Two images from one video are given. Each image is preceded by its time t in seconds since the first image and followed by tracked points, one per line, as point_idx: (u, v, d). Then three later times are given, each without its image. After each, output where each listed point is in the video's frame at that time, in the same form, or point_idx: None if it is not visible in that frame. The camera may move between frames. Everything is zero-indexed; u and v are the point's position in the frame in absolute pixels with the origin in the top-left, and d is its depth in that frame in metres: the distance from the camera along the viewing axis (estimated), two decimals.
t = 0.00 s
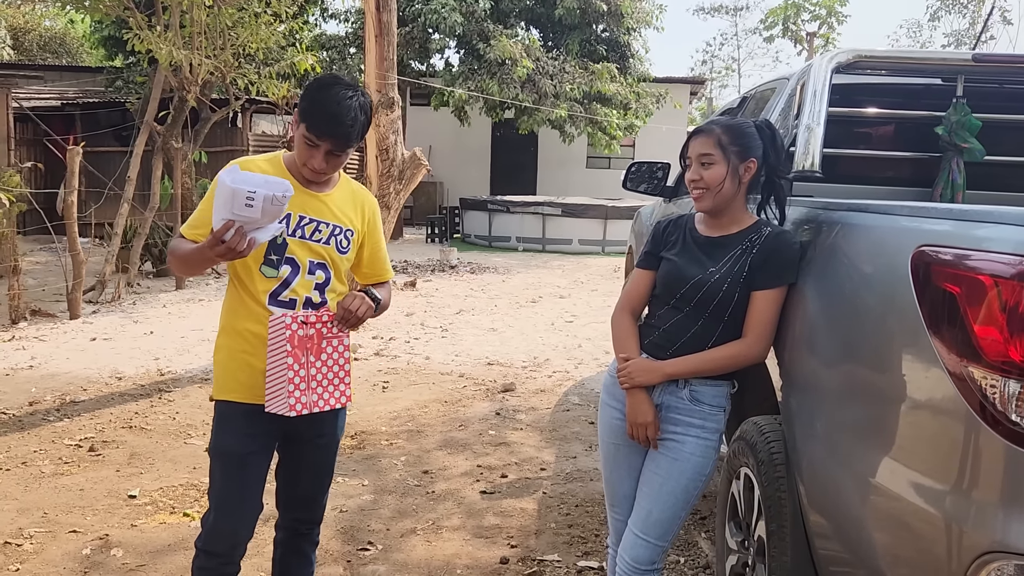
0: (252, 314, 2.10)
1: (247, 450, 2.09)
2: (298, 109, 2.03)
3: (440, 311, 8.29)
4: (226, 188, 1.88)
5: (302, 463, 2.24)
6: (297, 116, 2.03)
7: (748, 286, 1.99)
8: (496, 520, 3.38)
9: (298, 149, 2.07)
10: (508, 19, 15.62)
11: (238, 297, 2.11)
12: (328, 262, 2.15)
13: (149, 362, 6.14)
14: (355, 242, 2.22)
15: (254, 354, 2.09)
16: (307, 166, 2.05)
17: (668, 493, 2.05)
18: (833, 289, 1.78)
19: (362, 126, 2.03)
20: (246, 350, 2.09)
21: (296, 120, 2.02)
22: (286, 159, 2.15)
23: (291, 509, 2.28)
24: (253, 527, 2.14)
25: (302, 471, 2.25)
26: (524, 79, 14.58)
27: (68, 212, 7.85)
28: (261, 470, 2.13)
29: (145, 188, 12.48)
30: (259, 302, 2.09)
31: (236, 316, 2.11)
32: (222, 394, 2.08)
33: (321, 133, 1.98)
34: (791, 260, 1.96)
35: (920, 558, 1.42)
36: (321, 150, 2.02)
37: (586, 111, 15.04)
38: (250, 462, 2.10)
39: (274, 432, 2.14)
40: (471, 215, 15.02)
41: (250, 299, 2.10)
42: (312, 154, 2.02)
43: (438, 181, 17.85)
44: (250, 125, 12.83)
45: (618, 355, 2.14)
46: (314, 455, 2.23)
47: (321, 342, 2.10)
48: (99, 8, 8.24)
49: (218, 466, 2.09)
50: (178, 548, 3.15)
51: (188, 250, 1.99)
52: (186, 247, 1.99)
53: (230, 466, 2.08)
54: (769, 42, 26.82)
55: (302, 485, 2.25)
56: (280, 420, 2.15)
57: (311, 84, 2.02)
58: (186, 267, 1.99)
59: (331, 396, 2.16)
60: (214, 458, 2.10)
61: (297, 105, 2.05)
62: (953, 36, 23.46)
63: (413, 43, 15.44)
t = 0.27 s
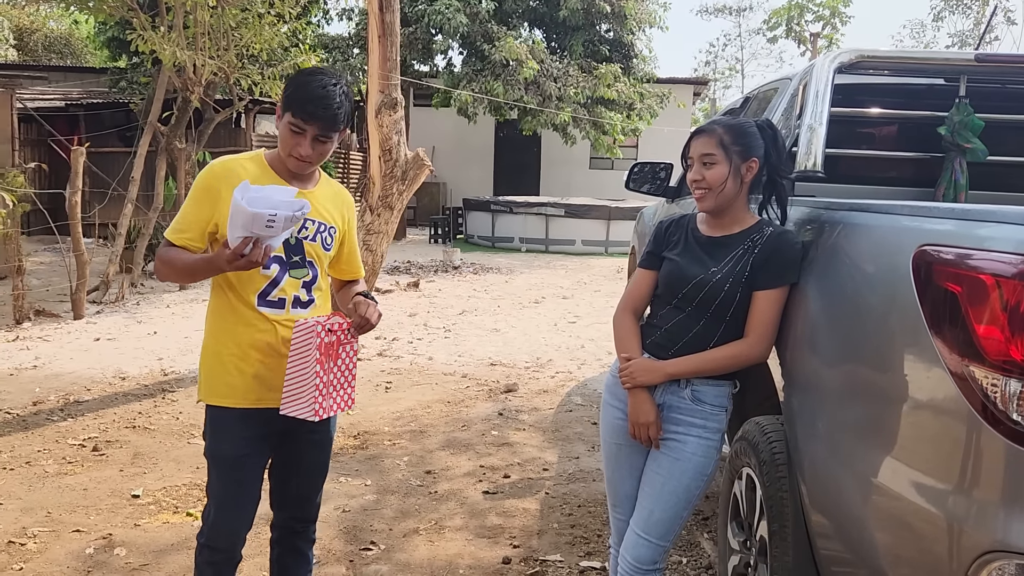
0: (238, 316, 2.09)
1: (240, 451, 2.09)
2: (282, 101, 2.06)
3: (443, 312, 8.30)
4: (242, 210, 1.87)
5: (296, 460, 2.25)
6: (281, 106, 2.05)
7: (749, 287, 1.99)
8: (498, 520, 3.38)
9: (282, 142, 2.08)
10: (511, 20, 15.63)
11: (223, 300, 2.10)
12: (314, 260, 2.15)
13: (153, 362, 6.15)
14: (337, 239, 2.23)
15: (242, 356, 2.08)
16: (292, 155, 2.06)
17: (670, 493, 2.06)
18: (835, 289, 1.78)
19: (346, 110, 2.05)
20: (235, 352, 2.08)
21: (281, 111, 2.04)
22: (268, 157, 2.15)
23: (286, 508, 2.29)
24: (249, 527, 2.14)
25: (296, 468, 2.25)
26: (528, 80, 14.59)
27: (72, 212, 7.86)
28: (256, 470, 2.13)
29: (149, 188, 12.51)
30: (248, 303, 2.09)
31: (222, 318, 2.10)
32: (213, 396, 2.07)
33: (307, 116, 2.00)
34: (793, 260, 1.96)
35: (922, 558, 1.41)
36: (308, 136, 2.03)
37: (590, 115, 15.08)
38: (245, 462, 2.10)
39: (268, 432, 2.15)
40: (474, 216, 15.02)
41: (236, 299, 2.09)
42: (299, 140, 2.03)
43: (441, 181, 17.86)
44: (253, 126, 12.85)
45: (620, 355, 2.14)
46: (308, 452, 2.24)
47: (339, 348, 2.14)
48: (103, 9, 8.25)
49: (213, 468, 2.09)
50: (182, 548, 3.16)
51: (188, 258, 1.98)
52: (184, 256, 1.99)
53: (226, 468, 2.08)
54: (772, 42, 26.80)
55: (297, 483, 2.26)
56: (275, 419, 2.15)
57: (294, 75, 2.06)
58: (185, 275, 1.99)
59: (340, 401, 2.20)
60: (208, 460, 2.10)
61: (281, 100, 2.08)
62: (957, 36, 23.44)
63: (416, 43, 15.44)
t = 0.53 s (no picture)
0: (226, 316, 2.11)
1: (230, 447, 2.11)
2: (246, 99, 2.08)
3: (445, 312, 8.31)
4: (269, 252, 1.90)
5: (286, 453, 2.27)
6: (247, 104, 2.07)
7: (751, 288, 2.00)
8: (500, 520, 3.39)
9: (254, 138, 2.09)
10: (512, 21, 15.65)
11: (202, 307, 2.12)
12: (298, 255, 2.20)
13: (155, 362, 6.16)
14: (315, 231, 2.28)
15: (229, 355, 2.10)
16: (270, 149, 2.08)
17: (672, 493, 2.06)
18: (836, 290, 1.79)
19: (312, 94, 2.09)
20: (222, 351, 2.10)
21: (248, 109, 2.06)
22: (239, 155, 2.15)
23: (279, 506, 2.29)
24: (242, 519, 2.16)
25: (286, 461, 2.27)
26: (532, 82, 14.62)
27: (75, 213, 7.87)
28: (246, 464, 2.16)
29: (152, 189, 12.54)
30: (240, 302, 2.11)
31: (204, 320, 2.11)
32: (201, 397, 2.09)
33: (278, 106, 2.03)
34: (794, 261, 1.97)
35: (922, 558, 1.42)
36: (283, 127, 2.06)
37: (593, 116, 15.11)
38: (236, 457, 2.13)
39: (256, 425, 2.17)
40: (476, 216, 15.03)
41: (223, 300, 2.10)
42: (275, 133, 2.06)
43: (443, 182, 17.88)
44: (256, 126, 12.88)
45: (621, 355, 2.15)
46: (297, 443, 2.26)
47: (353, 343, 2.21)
48: (106, 10, 8.26)
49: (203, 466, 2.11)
50: (184, 548, 3.16)
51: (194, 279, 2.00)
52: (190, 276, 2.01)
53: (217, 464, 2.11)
54: (775, 43, 26.79)
55: (288, 477, 2.27)
56: (263, 412, 2.17)
57: (251, 71, 2.08)
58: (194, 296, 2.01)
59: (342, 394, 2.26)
60: (199, 459, 2.12)
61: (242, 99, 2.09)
62: (960, 36, 23.48)
63: (418, 44, 15.47)
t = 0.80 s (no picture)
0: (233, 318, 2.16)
1: (238, 439, 2.16)
2: (234, 109, 2.11)
3: (445, 312, 8.32)
4: (301, 276, 2.00)
5: (299, 441, 2.31)
6: (237, 113, 2.11)
7: (751, 288, 2.01)
8: (501, 520, 3.39)
9: (248, 144, 2.14)
10: (512, 21, 15.65)
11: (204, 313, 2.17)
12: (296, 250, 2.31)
13: (155, 363, 6.17)
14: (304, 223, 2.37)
15: (234, 354, 2.15)
16: (270, 152, 2.14)
17: (672, 493, 2.07)
18: (836, 290, 1.79)
19: (301, 92, 2.16)
20: (226, 352, 2.16)
21: (240, 117, 2.10)
22: (230, 158, 2.19)
23: (311, 491, 2.32)
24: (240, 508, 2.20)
25: (300, 451, 2.31)
26: (532, 83, 14.63)
27: (75, 213, 7.88)
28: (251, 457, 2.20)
29: (152, 189, 12.55)
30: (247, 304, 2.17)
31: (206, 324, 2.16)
32: (208, 397, 2.14)
33: (273, 109, 2.09)
34: (794, 261, 1.97)
35: (922, 557, 1.42)
36: (280, 127, 2.13)
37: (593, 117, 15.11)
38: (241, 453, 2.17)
39: (265, 416, 2.22)
40: (477, 217, 15.04)
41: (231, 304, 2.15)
42: (275, 135, 2.12)
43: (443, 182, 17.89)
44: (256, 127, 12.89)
45: (622, 355, 2.15)
46: (310, 430, 2.32)
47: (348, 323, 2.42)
48: (107, 11, 8.27)
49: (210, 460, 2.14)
50: (185, 548, 3.17)
51: (205, 292, 2.05)
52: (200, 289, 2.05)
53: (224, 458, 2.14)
54: (775, 44, 26.79)
55: (305, 465, 2.31)
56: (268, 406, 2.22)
57: (232, 79, 2.11)
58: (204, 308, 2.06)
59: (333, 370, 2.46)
60: (207, 454, 2.15)
61: (229, 108, 2.13)
62: (959, 37, 23.51)
63: (418, 44, 15.48)
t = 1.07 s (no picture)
0: (263, 319, 2.22)
1: (264, 444, 2.23)
2: (271, 111, 2.18)
3: (443, 313, 8.32)
4: (342, 285, 2.11)
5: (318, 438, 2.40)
6: (280, 114, 2.17)
7: (748, 288, 2.01)
8: (499, 521, 3.39)
9: (290, 143, 2.21)
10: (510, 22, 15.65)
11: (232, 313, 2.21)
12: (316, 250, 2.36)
13: (153, 363, 6.17)
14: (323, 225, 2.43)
15: (265, 357, 2.22)
16: (309, 147, 2.22)
17: (668, 493, 2.07)
18: (833, 290, 1.80)
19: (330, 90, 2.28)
20: (257, 354, 2.21)
21: (277, 118, 2.18)
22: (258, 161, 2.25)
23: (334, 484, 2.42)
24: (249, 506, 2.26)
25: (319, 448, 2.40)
26: (530, 83, 14.63)
27: (72, 213, 7.86)
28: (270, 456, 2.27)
29: (149, 189, 12.54)
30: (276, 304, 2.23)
31: (234, 325, 2.21)
32: (238, 398, 2.20)
33: (312, 105, 2.18)
34: (791, 261, 1.98)
35: (919, 556, 1.43)
36: (317, 122, 2.22)
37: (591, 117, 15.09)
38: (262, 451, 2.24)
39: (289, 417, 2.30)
40: (474, 217, 15.04)
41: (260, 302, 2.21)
42: (315, 130, 2.21)
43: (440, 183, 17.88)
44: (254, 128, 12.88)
45: (620, 355, 2.15)
46: (329, 429, 2.40)
47: (385, 298, 2.83)
48: (104, 11, 8.26)
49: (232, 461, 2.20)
50: (181, 548, 3.16)
51: (228, 290, 2.09)
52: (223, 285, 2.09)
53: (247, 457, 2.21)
54: (772, 44, 26.82)
55: (323, 461, 2.40)
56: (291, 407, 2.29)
57: (271, 81, 2.17)
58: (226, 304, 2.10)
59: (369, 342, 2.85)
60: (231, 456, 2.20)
61: (268, 109, 2.18)
62: (956, 38, 23.57)
63: (415, 44, 15.47)
